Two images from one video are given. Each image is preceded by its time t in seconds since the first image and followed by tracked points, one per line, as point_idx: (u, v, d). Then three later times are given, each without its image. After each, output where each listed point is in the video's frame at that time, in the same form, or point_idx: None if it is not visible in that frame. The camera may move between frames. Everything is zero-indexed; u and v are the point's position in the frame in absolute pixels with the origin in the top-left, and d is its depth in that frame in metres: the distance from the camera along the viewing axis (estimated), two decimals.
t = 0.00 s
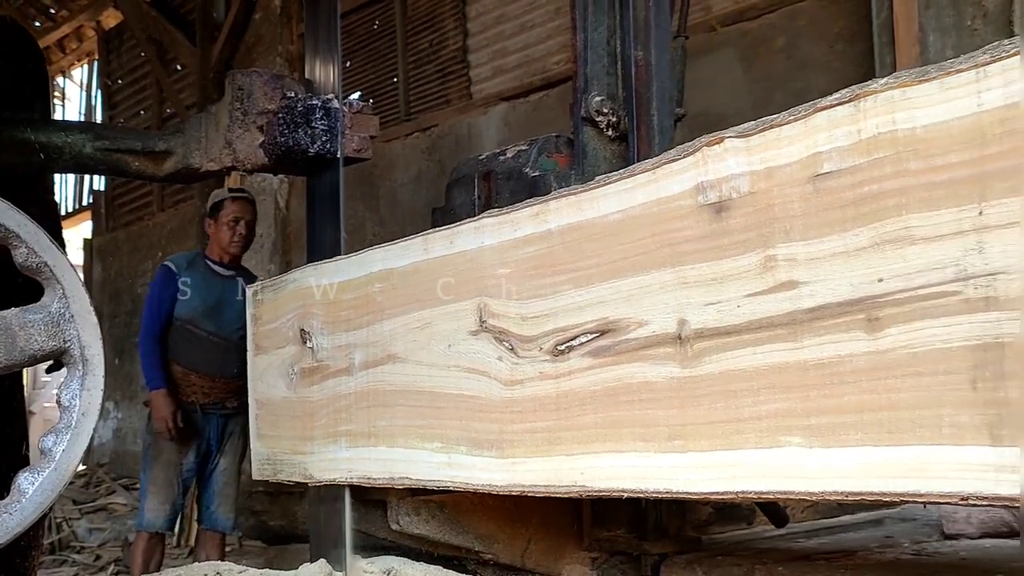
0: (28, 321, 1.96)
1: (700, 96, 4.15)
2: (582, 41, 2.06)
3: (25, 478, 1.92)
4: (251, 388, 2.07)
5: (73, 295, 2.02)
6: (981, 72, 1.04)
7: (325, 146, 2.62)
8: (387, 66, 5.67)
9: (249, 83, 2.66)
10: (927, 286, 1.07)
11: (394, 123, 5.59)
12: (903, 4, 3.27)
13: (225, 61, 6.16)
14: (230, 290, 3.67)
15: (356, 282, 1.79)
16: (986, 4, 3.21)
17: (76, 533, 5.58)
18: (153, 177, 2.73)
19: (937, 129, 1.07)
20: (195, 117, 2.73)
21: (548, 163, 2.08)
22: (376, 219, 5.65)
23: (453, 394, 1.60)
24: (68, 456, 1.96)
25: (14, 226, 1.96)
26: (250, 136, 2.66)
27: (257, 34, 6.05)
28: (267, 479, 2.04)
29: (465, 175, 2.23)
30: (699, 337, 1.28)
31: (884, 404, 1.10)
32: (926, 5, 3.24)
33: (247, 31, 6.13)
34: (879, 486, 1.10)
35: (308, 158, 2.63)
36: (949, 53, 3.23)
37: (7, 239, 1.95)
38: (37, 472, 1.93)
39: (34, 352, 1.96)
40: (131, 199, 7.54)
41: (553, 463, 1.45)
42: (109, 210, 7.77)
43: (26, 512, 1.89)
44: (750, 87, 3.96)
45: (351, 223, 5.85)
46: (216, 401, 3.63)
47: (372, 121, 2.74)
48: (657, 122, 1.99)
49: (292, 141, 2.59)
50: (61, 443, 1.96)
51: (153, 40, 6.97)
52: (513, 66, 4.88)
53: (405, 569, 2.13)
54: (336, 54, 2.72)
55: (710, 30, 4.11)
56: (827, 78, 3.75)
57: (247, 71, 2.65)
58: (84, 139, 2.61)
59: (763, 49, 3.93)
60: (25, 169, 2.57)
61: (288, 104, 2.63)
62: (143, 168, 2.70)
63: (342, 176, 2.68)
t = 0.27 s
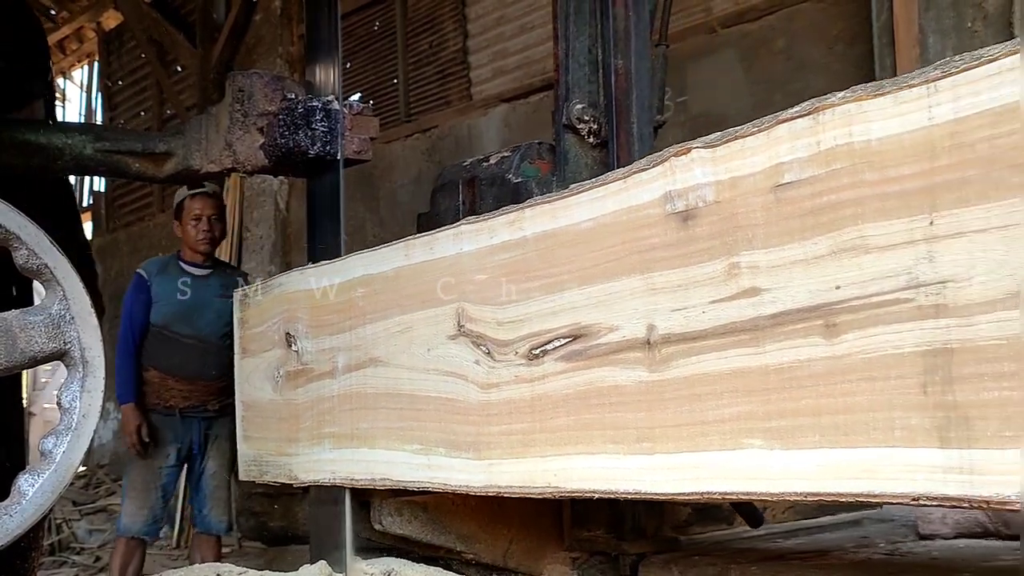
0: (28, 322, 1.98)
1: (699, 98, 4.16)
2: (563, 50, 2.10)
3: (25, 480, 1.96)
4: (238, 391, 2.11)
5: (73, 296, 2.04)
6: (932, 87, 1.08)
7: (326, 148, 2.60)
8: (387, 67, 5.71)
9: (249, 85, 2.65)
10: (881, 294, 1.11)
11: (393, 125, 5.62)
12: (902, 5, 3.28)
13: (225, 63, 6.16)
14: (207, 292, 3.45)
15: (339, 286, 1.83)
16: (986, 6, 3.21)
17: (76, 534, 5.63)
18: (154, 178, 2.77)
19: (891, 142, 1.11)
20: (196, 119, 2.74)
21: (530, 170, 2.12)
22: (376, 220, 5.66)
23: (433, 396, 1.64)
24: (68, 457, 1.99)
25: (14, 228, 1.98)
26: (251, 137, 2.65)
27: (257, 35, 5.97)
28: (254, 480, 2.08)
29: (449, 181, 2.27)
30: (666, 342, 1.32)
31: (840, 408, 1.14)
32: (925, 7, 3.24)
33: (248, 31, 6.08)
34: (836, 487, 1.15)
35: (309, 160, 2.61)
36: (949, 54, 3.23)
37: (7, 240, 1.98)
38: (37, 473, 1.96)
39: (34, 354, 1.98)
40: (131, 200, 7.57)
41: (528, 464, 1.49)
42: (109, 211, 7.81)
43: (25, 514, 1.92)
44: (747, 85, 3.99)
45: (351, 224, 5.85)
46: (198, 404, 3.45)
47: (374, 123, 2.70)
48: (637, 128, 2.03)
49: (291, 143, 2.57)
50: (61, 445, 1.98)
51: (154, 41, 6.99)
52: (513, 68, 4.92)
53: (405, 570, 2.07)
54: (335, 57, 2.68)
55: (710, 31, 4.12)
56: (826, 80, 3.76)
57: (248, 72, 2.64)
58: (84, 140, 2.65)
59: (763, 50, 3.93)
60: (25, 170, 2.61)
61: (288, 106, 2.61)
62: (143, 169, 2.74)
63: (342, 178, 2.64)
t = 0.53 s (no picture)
0: (29, 322, 1.79)
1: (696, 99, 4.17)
2: (546, 57, 2.14)
3: (24, 481, 1.76)
4: (224, 392, 2.15)
5: (76, 296, 1.84)
6: (884, 100, 1.12)
7: (326, 148, 2.45)
8: (387, 67, 5.75)
9: (249, 85, 2.48)
10: (837, 299, 1.15)
11: (393, 125, 5.66)
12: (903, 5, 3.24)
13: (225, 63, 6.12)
14: (156, 292, 3.55)
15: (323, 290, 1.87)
16: (987, 6, 3.15)
17: (75, 534, 5.66)
18: (154, 180, 2.54)
19: (846, 152, 1.15)
20: (194, 119, 2.54)
21: (513, 175, 2.17)
22: (377, 220, 5.69)
23: (412, 397, 1.67)
24: (70, 459, 1.80)
25: (16, 226, 1.78)
26: (252, 138, 2.47)
27: (257, 35, 6.01)
28: (239, 480, 2.11)
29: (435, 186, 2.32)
30: (635, 345, 1.35)
31: (799, 410, 1.18)
32: (926, 7, 3.19)
33: (248, 31, 6.11)
34: (795, 487, 1.18)
35: (309, 160, 2.45)
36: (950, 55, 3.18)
37: (7, 239, 1.77)
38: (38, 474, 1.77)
39: (35, 355, 1.79)
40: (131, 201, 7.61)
41: (503, 465, 1.53)
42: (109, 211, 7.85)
43: (26, 515, 1.73)
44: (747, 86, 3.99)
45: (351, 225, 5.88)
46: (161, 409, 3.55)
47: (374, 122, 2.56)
48: (618, 135, 2.05)
49: (291, 143, 2.42)
50: (62, 445, 1.80)
51: (155, 41, 7.01)
52: (513, 68, 4.95)
53: (406, 570, 1.99)
54: (335, 55, 2.53)
55: (710, 31, 4.13)
56: (827, 80, 3.75)
57: (249, 71, 2.47)
58: (84, 140, 2.44)
59: (764, 50, 3.93)
60: (26, 170, 2.41)
61: (289, 106, 2.45)
62: (144, 170, 2.51)
63: (343, 178, 2.49)
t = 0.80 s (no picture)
0: (30, 321, 1.79)
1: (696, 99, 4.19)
2: (527, 64, 2.19)
3: (25, 480, 1.77)
4: (212, 393, 2.19)
5: (75, 297, 1.85)
6: (840, 112, 1.16)
7: (327, 148, 2.40)
8: (387, 67, 5.80)
9: (250, 85, 2.45)
10: (795, 304, 1.19)
11: (394, 126, 5.71)
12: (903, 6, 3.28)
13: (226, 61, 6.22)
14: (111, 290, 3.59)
15: (307, 293, 1.90)
16: (987, 6, 3.19)
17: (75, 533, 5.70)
18: (155, 180, 2.54)
19: (804, 162, 1.19)
20: (196, 118, 2.51)
21: (496, 180, 2.20)
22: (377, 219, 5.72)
23: (393, 399, 1.71)
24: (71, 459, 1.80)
25: (17, 226, 1.78)
26: (252, 138, 2.44)
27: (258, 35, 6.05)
28: (227, 479, 2.15)
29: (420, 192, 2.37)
30: (604, 348, 1.39)
31: (759, 411, 1.22)
32: (927, 8, 3.24)
33: (248, 31, 6.15)
34: (755, 486, 1.22)
35: (310, 160, 2.41)
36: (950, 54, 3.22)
37: (8, 240, 1.78)
38: (38, 474, 1.77)
39: (36, 355, 1.79)
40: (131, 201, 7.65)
41: (480, 465, 1.56)
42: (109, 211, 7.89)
43: (27, 515, 1.73)
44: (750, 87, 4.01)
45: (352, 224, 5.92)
46: (129, 406, 3.59)
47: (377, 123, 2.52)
48: (598, 140, 2.09)
49: (291, 143, 2.38)
50: (63, 445, 1.81)
51: (155, 41, 7.04)
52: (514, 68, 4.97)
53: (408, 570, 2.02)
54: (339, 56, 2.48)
55: (710, 31, 4.15)
56: (826, 81, 3.79)
57: (249, 71, 2.44)
58: (85, 140, 2.44)
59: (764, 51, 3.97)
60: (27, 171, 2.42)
61: (289, 105, 2.41)
62: (145, 170, 2.51)
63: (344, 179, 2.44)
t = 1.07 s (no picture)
0: (29, 321, 1.83)
1: (696, 99, 4.26)
2: (510, 71, 2.23)
3: (25, 480, 1.80)
4: (200, 394, 2.23)
5: (76, 296, 1.88)
6: (797, 123, 1.19)
7: (327, 148, 2.49)
8: (387, 67, 5.84)
9: (250, 85, 2.50)
10: (755, 309, 1.22)
11: (394, 126, 5.73)
12: (903, 7, 3.26)
13: (227, 62, 6.26)
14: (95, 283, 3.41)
15: (292, 296, 1.94)
16: (988, 6, 3.12)
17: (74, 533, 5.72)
18: (154, 180, 2.57)
19: (764, 171, 1.23)
20: (196, 118, 2.55)
21: (479, 184, 2.24)
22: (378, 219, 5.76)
23: (373, 399, 1.75)
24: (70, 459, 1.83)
25: (17, 226, 1.82)
26: (253, 138, 2.50)
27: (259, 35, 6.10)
28: (214, 479, 2.19)
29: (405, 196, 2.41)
30: (575, 352, 1.43)
31: (721, 413, 1.25)
32: (927, 7, 3.19)
33: (248, 33, 6.20)
34: (718, 486, 1.25)
35: (310, 160, 2.49)
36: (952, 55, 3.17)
37: (8, 240, 1.82)
38: (39, 474, 1.81)
39: (36, 355, 1.83)
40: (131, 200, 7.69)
41: (457, 464, 1.60)
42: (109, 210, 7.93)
43: (27, 514, 1.77)
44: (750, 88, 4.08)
45: (353, 224, 5.97)
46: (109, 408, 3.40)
47: (376, 122, 2.59)
48: (579, 146, 2.13)
49: (292, 143, 2.46)
50: (63, 445, 1.84)
51: (155, 41, 7.07)
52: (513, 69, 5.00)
53: (407, 570, 2.03)
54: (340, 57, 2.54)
55: (710, 31, 4.22)
56: (828, 80, 3.86)
57: (250, 71, 2.50)
58: (86, 140, 2.47)
59: (765, 51, 4.04)
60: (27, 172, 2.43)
61: (290, 106, 2.49)
62: (145, 170, 2.55)
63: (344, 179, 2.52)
